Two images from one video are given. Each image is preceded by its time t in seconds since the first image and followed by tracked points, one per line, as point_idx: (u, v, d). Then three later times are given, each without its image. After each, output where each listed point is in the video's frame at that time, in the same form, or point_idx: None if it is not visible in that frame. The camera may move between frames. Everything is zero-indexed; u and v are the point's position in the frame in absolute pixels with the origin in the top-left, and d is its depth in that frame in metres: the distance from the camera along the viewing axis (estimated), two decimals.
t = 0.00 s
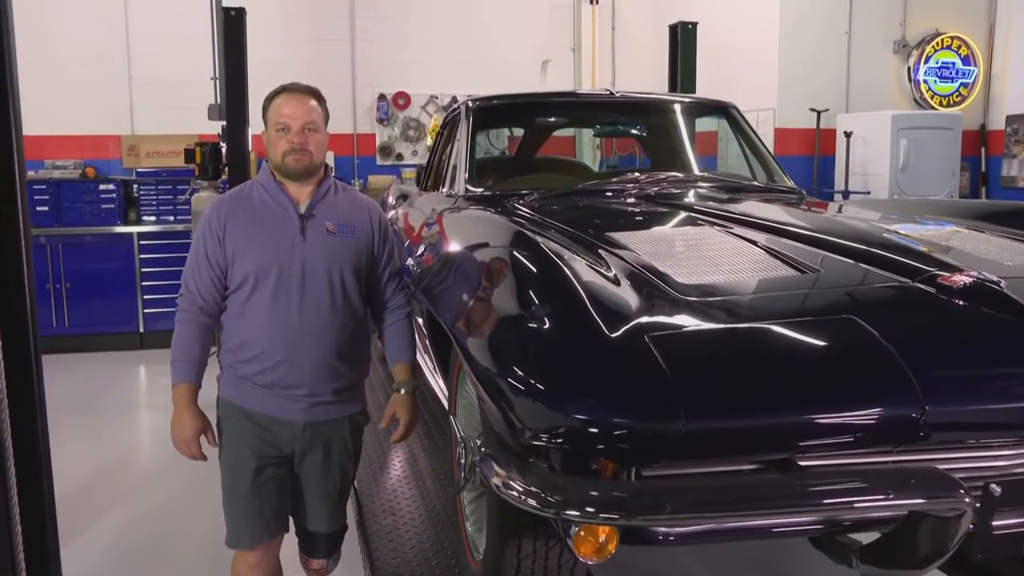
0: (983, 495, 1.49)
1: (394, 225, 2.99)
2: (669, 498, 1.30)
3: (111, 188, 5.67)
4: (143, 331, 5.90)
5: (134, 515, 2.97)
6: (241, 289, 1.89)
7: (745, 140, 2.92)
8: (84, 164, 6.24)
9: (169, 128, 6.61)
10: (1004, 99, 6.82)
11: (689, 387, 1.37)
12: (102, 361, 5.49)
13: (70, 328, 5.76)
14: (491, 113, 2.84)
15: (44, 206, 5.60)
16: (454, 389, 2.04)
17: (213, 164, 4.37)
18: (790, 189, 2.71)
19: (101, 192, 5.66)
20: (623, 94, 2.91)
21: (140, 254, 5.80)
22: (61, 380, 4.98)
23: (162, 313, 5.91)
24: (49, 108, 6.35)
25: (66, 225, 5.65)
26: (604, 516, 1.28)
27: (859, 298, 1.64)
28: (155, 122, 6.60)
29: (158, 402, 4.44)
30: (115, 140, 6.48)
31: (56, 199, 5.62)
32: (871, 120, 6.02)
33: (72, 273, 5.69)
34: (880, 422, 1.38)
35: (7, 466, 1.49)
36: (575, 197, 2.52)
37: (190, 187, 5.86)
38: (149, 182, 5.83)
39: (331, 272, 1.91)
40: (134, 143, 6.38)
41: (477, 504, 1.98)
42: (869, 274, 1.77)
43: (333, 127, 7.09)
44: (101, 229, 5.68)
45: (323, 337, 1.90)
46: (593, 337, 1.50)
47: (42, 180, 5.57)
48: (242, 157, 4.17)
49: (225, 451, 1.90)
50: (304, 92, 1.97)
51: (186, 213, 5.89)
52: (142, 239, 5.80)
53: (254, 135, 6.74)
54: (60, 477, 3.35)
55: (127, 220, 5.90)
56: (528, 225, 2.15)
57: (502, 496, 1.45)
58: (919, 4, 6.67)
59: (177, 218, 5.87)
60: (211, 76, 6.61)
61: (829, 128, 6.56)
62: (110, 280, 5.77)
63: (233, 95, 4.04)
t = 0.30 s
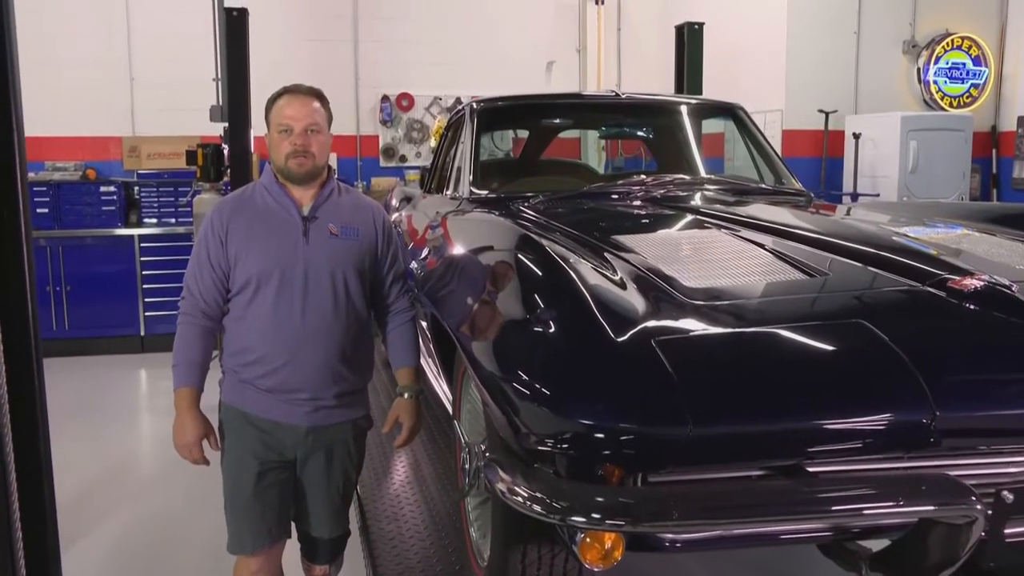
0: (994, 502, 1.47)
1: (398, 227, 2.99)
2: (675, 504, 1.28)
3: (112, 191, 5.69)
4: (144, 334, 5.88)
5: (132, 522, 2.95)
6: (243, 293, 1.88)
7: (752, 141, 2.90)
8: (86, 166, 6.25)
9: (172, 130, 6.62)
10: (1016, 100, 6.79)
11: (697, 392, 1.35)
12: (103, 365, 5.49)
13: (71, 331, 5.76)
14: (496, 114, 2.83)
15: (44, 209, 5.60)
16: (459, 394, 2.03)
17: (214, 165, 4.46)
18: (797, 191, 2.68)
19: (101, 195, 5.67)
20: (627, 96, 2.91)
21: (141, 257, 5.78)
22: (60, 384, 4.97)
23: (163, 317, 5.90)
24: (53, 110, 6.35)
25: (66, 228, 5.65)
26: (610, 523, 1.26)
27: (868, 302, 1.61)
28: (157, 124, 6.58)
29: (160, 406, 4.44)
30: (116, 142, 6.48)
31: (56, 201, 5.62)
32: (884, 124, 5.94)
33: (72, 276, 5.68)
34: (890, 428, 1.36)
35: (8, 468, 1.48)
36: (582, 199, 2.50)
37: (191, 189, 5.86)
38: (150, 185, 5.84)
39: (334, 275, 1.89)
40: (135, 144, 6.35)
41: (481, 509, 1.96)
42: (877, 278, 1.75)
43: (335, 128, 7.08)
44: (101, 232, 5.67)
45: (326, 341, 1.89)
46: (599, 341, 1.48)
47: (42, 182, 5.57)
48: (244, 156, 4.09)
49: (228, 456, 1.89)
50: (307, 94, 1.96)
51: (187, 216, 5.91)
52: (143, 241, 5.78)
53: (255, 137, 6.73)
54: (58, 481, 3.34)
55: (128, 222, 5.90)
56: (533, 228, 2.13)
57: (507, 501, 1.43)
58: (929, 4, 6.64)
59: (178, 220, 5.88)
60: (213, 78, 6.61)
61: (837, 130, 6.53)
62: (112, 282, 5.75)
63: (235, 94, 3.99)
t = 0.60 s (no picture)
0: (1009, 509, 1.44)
1: (402, 230, 2.98)
2: (683, 511, 1.25)
3: (112, 192, 5.67)
4: (144, 337, 5.88)
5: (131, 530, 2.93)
6: (246, 296, 1.86)
7: (760, 144, 2.88)
8: (86, 168, 6.26)
9: (174, 132, 6.62)
10: None
11: (705, 397, 1.33)
12: (103, 369, 5.49)
13: (70, 334, 5.77)
14: (501, 116, 2.81)
15: (44, 210, 5.58)
16: (463, 398, 2.01)
17: (216, 167, 4.44)
18: (806, 194, 2.65)
19: (101, 196, 5.66)
20: (633, 97, 2.89)
21: (142, 259, 5.78)
22: (60, 388, 4.96)
23: (163, 320, 5.90)
24: (57, 112, 6.36)
25: (66, 230, 5.63)
26: (616, 530, 1.23)
27: (878, 306, 1.59)
28: (156, 125, 6.57)
29: (160, 411, 4.43)
30: (116, 143, 6.48)
31: (55, 202, 5.60)
32: (893, 125, 5.91)
33: (71, 279, 5.68)
34: (900, 434, 1.33)
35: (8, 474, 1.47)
36: (587, 202, 2.48)
37: (193, 191, 5.86)
38: (150, 186, 5.86)
39: (338, 277, 1.88)
40: (135, 145, 6.38)
41: (485, 516, 1.94)
42: (887, 282, 1.72)
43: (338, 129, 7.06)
44: (101, 234, 5.65)
45: (330, 345, 1.87)
46: (605, 345, 1.46)
47: (42, 184, 5.55)
48: (245, 158, 4.07)
49: (230, 462, 1.88)
50: (310, 95, 1.94)
51: (188, 217, 5.90)
52: (144, 244, 5.77)
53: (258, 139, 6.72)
54: (57, 485, 3.32)
55: (128, 224, 5.90)
56: (539, 231, 2.12)
57: (511, 508, 1.40)
58: (940, 3, 6.62)
59: (179, 222, 5.87)
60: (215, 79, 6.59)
61: (846, 131, 6.50)
62: (112, 285, 5.75)
63: (236, 95, 3.96)
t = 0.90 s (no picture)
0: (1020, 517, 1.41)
1: (405, 232, 2.97)
2: (690, 517, 1.23)
3: (113, 193, 5.65)
4: (145, 340, 5.88)
5: (129, 533, 2.91)
6: (249, 299, 1.85)
7: (769, 145, 2.87)
8: (87, 169, 6.26)
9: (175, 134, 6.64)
10: None
11: (713, 402, 1.30)
12: (104, 372, 5.48)
13: (70, 337, 5.76)
14: (506, 116, 2.80)
15: (44, 211, 5.57)
16: (468, 402, 1.99)
17: (218, 168, 4.30)
18: (814, 196, 2.63)
19: (101, 197, 5.65)
20: (640, 97, 2.87)
21: (142, 261, 5.77)
22: (60, 391, 4.96)
23: (163, 323, 5.89)
24: (60, 114, 6.37)
25: (66, 231, 5.62)
26: (623, 536, 1.21)
27: (888, 309, 1.56)
28: (156, 125, 6.59)
29: (160, 414, 4.42)
30: (116, 144, 6.48)
31: (55, 202, 5.58)
32: (904, 126, 5.86)
33: (71, 281, 5.68)
34: (911, 440, 1.31)
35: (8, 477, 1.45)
36: (593, 204, 2.46)
37: (194, 192, 5.86)
38: (150, 187, 5.86)
39: (342, 280, 1.87)
40: (136, 147, 6.35)
41: (490, 521, 1.92)
42: (897, 285, 1.69)
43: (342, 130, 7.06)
44: (101, 235, 5.65)
45: (333, 348, 1.86)
46: (612, 349, 1.44)
47: (42, 185, 5.55)
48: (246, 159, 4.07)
49: (232, 467, 1.87)
50: (317, 101, 1.92)
51: (189, 219, 5.90)
52: (144, 245, 5.77)
53: (260, 140, 6.72)
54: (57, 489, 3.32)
55: (128, 225, 5.88)
56: (544, 233, 2.10)
57: (516, 514, 1.38)
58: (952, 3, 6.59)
59: (180, 224, 5.87)
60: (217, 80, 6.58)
61: (855, 132, 6.47)
62: (112, 288, 5.75)
63: (237, 95, 3.94)
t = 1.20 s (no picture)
0: None
1: (410, 234, 2.96)
2: (699, 524, 1.20)
3: (113, 196, 5.67)
4: (146, 343, 5.88)
5: (128, 540, 2.89)
6: (253, 302, 1.83)
7: (780, 147, 2.84)
8: (88, 171, 6.28)
9: (177, 135, 6.62)
10: None
11: (723, 408, 1.28)
12: (106, 376, 5.49)
13: (70, 340, 5.76)
14: (512, 118, 2.78)
15: (44, 213, 5.59)
16: (473, 408, 1.97)
17: (220, 170, 4.30)
18: (825, 198, 2.60)
19: (102, 199, 5.66)
20: (648, 99, 2.86)
21: (143, 263, 5.77)
22: (62, 395, 4.96)
23: (164, 326, 5.90)
24: (64, 116, 6.38)
25: (66, 233, 5.63)
26: (631, 543, 1.19)
27: (899, 313, 1.53)
28: (159, 127, 6.58)
29: (161, 418, 4.42)
30: (116, 145, 6.49)
31: (56, 206, 5.61)
32: (920, 128, 5.79)
33: (71, 284, 5.69)
34: (923, 447, 1.28)
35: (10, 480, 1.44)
36: (600, 206, 2.44)
37: (195, 194, 5.84)
38: (152, 189, 5.81)
39: (347, 284, 1.85)
40: (137, 148, 6.38)
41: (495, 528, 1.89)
42: (909, 289, 1.66)
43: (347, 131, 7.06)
44: (101, 238, 5.66)
45: (338, 354, 1.84)
46: (620, 354, 1.42)
47: (42, 187, 5.56)
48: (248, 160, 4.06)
49: (235, 472, 1.85)
50: (324, 103, 1.91)
51: (191, 221, 5.87)
52: (145, 248, 5.77)
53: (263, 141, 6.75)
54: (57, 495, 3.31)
55: (130, 227, 5.88)
56: (551, 236, 2.07)
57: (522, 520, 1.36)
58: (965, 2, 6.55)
59: (182, 226, 5.84)
60: (219, 81, 6.59)
61: (866, 133, 6.45)
62: (114, 291, 5.76)
63: (241, 96, 3.92)
